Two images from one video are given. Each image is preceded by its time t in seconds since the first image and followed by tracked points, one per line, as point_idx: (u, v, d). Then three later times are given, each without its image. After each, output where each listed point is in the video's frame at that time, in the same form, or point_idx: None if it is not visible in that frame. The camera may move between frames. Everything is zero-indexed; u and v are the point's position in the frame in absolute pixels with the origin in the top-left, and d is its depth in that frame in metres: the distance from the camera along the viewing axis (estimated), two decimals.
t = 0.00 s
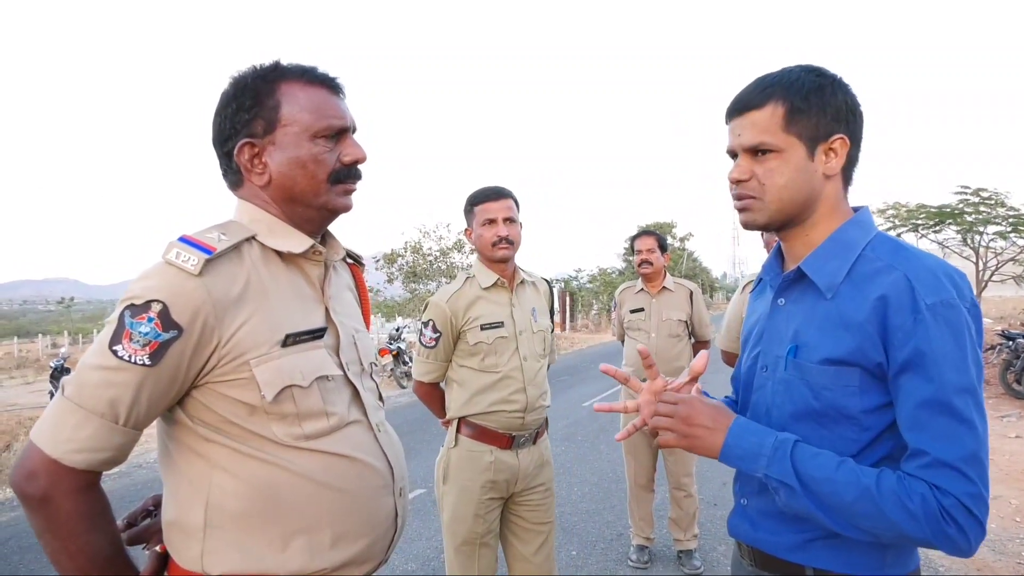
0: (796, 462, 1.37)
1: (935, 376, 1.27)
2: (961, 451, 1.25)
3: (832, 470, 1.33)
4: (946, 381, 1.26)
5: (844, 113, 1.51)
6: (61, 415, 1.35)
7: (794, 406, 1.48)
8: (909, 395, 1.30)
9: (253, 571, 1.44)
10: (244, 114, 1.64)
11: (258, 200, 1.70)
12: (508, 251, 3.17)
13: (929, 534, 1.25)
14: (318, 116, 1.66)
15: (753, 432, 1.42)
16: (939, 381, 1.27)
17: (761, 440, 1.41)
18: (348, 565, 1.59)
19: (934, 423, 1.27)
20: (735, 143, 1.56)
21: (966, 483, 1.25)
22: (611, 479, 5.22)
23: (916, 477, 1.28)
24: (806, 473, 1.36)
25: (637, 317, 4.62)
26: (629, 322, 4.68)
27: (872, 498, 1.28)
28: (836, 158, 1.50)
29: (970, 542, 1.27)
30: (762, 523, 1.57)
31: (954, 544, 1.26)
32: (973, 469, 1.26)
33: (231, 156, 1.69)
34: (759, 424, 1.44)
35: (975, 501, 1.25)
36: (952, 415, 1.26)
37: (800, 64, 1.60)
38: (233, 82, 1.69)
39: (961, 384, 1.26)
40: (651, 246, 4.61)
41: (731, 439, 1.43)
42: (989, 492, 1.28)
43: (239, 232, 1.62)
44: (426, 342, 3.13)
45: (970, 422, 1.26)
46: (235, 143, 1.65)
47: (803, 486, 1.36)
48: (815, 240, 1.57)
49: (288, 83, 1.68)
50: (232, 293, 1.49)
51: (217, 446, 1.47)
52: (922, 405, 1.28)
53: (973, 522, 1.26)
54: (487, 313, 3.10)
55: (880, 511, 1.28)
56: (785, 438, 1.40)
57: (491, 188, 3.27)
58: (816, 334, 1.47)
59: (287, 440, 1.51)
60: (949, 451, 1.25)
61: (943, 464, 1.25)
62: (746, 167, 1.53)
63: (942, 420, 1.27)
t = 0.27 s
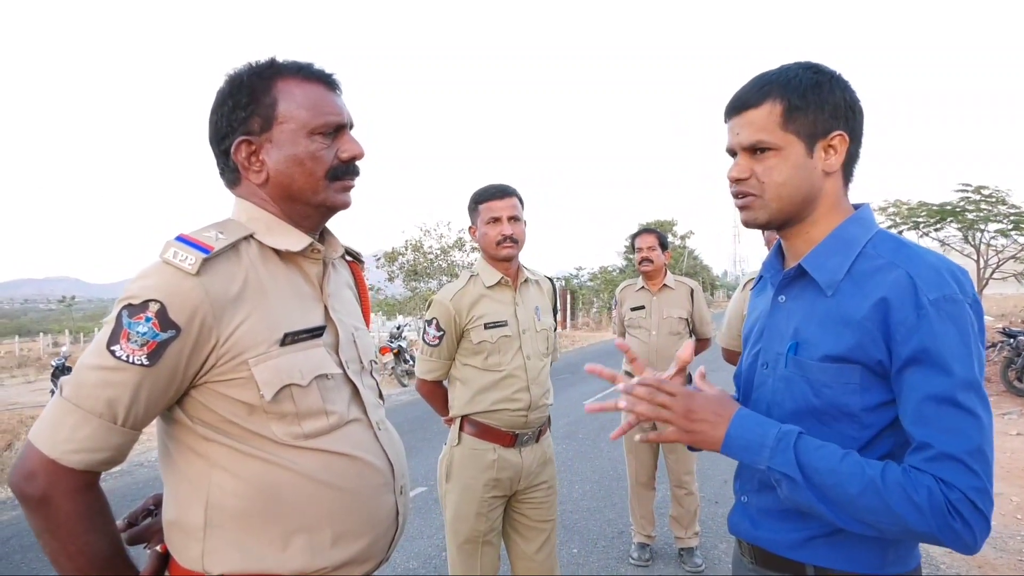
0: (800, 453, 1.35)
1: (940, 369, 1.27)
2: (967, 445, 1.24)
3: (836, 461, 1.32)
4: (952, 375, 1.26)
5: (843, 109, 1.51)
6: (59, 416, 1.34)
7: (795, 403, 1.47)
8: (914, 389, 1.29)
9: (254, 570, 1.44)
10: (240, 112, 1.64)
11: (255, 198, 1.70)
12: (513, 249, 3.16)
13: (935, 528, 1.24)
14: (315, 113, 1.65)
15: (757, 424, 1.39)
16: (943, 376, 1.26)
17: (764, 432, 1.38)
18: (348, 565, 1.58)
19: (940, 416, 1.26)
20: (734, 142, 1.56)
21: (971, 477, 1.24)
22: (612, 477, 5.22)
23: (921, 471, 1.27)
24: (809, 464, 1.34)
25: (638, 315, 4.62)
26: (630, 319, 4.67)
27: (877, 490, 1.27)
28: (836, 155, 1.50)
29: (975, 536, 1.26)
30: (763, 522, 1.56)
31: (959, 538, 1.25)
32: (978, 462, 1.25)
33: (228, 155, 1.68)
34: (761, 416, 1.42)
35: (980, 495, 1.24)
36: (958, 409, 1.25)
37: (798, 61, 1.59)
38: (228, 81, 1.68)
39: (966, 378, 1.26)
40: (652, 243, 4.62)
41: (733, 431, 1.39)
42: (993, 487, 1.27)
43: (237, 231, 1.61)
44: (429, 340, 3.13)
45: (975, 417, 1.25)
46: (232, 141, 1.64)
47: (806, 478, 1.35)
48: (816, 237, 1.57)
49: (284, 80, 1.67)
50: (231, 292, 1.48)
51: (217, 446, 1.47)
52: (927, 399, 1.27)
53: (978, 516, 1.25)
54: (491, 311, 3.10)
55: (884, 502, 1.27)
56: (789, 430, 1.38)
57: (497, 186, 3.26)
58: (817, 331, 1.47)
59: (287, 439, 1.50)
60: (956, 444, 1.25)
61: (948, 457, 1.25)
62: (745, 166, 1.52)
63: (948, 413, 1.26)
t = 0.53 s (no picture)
0: (781, 465, 1.37)
1: (929, 373, 1.26)
2: (952, 449, 1.24)
3: (818, 471, 1.33)
4: (940, 378, 1.25)
5: (849, 108, 1.50)
6: (59, 415, 1.34)
7: (794, 403, 1.47)
8: (903, 392, 1.29)
9: (254, 569, 1.44)
10: (239, 109, 1.63)
11: (253, 194, 1.69)
12: (514, 249, 3.15)
13: (916, 532, 1.25)
14: (315, 110, 1.65)
15: (737, 438, 1.41)
16: (932, 379, 1.26)
17: (746, 446, 1.40)
18: (348, 564, 1.58)
19: (925, 420, 1.26)
20: (736, 135, 1.56)
21: (954, 481, 1.24)
22: (611, 476, 5.22)
23: (903, 474, 1.27)
24: (790, 475, 1.35)
25: (638, 313, 4.60)
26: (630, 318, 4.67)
27: (858, 498, 1.28)
28: (837, 152, 1.49)
29: (956, 539, 1.26)
30: (763, 521, 1.56)
31: (940, 541, 1.25)
32: (962, 467, 1.24)
33: (228, 153, 1.67)
34: (742, 428, 1.43)
35: (962, 498, 1.24)
36: (945, 413, 1.25)
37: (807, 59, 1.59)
38: (230, 75, 1.68)
39: (954, 382, 1.25)
40: (652, 242, 4.60)
41: (717, 447, 1.41)
42: (977, 490, 1.26)
43: (237, 229, 1.61)
44: (430, 339, 3.13)
45: (963, 420, 1.25)
46: (231, 136, 1.64)
47: (787, 488, 1.36)
48: (814, 235, 1.56)
49: (287, 76, 1.67)
50: (231, 291, 1.48)
51: (217, 445, 1.46)
52: (915, 403, 1.27)
53: (959, 519, 1.24)
54: (491, 311, 3.09)
55: (862, 508, 1.27)
56: (770, 443, 1.40)
57: (498, 185, 3.26)
58: (815, 331, 1.46)
59: (288, 438, 1.50)
60: (940, 448, 1.24)
61: (933, 462, 1.24)
62: (746, 159, 1.53)
63: (935, 417, 1.26)
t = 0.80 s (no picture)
0: (785, 463, 1.37)
1: (933, 374, 1.26)
2: (953, 451, 1.24)
3: (822, 469, 1.32)
4: (943, 379, 1.25)
5: (845, 108, 1.50)
6: (59, 415, 1.34)
7: (797, 404, 1.47)
8: (907, 393, 1.29)
9: (254, 568, 1.44)
10: (240, 109, 1.63)
11: (257, 196, 1.69)
12: (514, 249, 3.15)
13: (917, 533, 1.25)
14: (315, 110, 1.65)
15: (742, 433, 1.40)
16: (935, 380, 1.26)
17: (750, 442, 1.40)
18: (348, 564, 1.57)
19: (928, 422, 1.26)
20: (736, 144, 1.55)
21: (956, 483, 1.24)
22: (611, 476, 5.22)
23: (906, 475, 1.27)
24: (794, 473, 1.35)
25: (638, 314, 4.61)
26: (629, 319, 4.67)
27: (860, 497, 1.28)
28: (838, 154, 1.48)
29: (956, 540, 1.26)
30: (763, 521, 1.55)
31: (940, 542, 1.25)
32: (964, 469, 1.24)
33: (228, 153, 1.67)
34: (748, 423, 1.43)
35: (963, 500, 1.24)
36: (947, 415, 1.25)
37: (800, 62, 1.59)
38: (228, 76, 1.67)
39: (956, 383, 1.25)
40: (652, 243, 4.61)
41: (721, 442, 1.41)
42: (978, 493, 1.26)
43: (238, 229, 1.60)
44: (430, 340, 3.13)
45: (965, 422, 1.25)
46: (231, 137, 1.64)
47: (790, 486, 1.36)
48: (820, 238, 1.56)
49: (284, 76, 1.67)
50: (231, 290, 1.47)
51: (217, 444, 1.46)
52: (918, 405, 1.27)
53: (960, 521, 1.24)
54: (490, 311, 3.09)
55: (865, 507, 1.27)
56: (774, 440, 1.39)
57: (498, 185, 3.25)
58: (819, 331, 1.46)
59: (289, 437, 1.50)
60: (943, 450, 1.24)
61: (935, 464, 1.24)
62: (747, 167, 1.52)
63: (937, 419, 1.25)
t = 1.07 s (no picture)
0: (774, 452, 1.38)
1: (929, 373, 1.27)
2: (941, 450, 1.24)
3: (809, 460, 1.33)
4: (939, 379, 1.26)
5: (846, 109, 1.50)
6: (55, 413, 1.33)
7: (800, 404, 1.47)
8: (902, 391, 1.29)
9: (251, 568, 1.43)
10: (238, 108, 1.62)
11: (256, 196, 1.69)
12: (511, 249, 3.14)
13: (898, 528, 1.26)
14: (313, 109, 1.64)
15: (736, 420, 1.42)
16: (931, 379, 1.26)
17: (742, 429, 1.41)
18: (345, 564, 1.57)
19: (920, 420, 1.26)
20: (738, 148, 1.55)
21: (940, 482, 1.24)
22: (608, 476, 5.22)
23: (891, 471, 1.28)
24: (782, 462, 1.36)
25: (635, 314, 4.63)
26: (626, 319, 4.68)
27: (845, 489, 1.28)
28: (841, 155, 1.49)
29: (935, 538, 1.25)
30: (765, 521, 1.56)
31: (920, 538, 1.25)
32: (950, 468, 1.24)
33: (225, 152, 1.67)
34: (742, 412, 1.44)
35: (947, 499, 1.24)
36: (938, 415, 1.25)
37: (797, 64, 1.58)
38: (225, 76, 1.67)
39: (951, 383, 1.26)
40: (647, 244, 4.61)
41: (714, 427, 1.43)
42: (962, 493, 1.26)
43: (235, 227, 1.60)
44: (427, 340, 3.13)
45: (957, 422, 1.25)
46: (229, 137, 1.63)
47: (777, 474, 1.38)
48: (824, 239, 1.56)
49: (281, 76, 1.66)
50: (228, 289, 1.47)
51: (214, 444, 1.46)
52: (911, 403, 1.27)
53: (941, 518, 1.24)
54: (487, 311, 3.09)
55: (847, 498, 1.28)
56: (765, 429, 1.40)
57: (496, 185, 3.25)
58: (824, 332, 1.46)
59: (286, 436, 1.49)
60: (930, 448, 1.24)
61: (923, 461, 1.25)
62: (752, 172, 1.51)
63: (929, 418, 1.26)
